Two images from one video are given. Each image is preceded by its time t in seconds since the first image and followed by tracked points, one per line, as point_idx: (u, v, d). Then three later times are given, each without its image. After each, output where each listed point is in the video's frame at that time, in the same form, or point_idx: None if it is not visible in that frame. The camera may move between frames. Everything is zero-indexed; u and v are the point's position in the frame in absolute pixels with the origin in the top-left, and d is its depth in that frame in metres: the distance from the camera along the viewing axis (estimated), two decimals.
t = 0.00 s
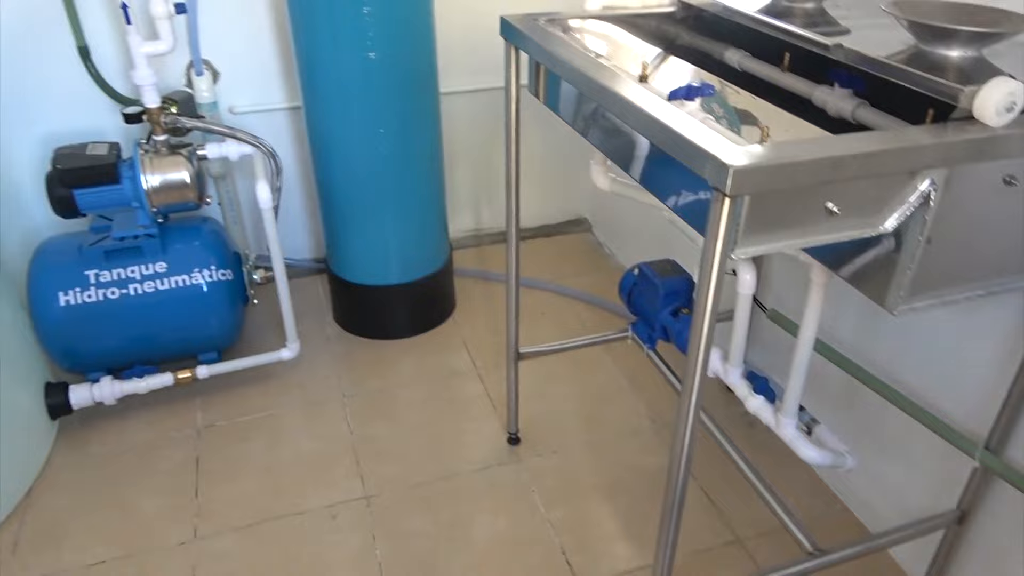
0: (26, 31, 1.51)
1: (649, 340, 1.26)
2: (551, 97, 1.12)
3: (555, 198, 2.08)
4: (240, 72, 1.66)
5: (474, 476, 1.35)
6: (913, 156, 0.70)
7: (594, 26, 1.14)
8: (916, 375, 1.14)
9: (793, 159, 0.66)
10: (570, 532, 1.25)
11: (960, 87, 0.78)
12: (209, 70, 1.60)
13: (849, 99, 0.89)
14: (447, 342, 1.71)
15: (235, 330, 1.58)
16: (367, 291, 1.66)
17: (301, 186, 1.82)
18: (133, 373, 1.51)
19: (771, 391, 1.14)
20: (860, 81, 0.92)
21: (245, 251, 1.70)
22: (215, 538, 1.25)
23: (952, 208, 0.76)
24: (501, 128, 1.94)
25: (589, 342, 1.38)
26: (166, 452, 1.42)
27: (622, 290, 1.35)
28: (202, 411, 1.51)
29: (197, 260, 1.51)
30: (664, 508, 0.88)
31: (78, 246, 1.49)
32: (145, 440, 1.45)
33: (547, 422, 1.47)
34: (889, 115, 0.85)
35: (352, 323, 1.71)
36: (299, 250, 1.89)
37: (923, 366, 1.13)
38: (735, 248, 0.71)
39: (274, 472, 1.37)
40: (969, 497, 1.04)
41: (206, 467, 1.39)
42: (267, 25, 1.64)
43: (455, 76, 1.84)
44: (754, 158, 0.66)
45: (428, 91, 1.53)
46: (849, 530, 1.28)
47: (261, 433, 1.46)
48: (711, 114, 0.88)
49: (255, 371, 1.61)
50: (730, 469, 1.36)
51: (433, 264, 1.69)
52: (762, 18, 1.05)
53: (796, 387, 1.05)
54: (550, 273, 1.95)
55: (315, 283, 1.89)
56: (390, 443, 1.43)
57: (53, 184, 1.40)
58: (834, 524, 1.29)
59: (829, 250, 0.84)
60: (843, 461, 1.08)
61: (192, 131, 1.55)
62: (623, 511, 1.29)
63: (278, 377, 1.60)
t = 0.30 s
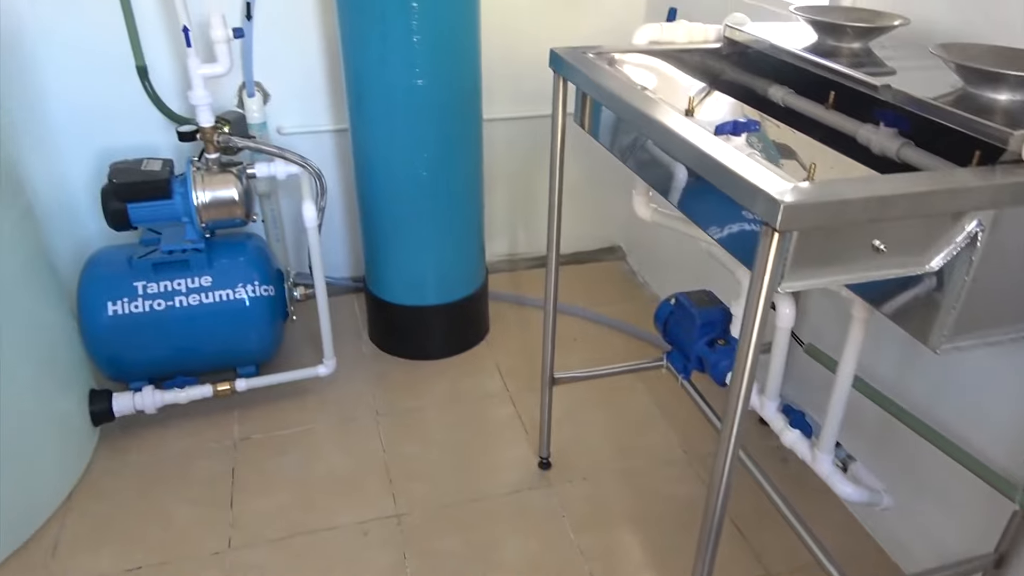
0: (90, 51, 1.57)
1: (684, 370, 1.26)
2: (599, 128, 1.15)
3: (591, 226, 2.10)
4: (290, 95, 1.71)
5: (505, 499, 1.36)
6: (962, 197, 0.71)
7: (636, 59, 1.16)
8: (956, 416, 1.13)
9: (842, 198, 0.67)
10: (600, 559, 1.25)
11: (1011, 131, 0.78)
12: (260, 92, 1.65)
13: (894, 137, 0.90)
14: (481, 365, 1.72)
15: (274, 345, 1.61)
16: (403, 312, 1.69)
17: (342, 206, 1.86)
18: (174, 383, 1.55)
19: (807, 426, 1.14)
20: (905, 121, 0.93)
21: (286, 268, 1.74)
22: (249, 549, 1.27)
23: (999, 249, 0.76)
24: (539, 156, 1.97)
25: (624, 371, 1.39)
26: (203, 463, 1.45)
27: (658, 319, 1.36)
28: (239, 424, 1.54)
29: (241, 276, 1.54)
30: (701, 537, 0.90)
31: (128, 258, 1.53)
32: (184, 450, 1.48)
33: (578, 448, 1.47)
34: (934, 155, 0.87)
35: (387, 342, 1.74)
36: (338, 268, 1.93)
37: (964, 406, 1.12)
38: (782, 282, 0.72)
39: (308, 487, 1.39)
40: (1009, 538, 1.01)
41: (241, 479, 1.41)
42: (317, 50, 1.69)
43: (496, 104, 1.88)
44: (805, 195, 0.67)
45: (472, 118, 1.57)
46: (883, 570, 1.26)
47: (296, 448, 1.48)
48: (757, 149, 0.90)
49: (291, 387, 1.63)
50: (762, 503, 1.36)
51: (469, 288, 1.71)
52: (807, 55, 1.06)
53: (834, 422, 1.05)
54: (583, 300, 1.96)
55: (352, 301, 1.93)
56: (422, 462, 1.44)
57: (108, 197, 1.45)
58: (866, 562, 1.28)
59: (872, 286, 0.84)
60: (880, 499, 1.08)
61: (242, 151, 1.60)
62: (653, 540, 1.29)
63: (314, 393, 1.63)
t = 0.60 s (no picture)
0: (137, 70, 1.62)
1: (712, 396, 1.27)
2: (637, 157, 1.16)
3: (618, 251, 2.12)
4: (327, 115, 1.75)
5: (529, 520, 1.37)
6: (1000, 235, 0.72)
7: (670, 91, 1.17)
8: (988, 452, 1.12)
9: (881, 232, 0.68)
10: None
11: None
12: (298, 112, 1.70)
13: (929, 172, 0.91)
14: (507, 386, 1.74)
15: (303, 360, 1.64)
16: (432, 331, 1.71)
17: (374, 225, 1.89)
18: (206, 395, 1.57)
19: (836, 457, 1.13)
20: (940, 155, 0.94)
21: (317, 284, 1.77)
22: (275, 562, 1.29)
23: None
24: (568, 180, 1.99)
25: (651, 396, 1.39)
26: (232, 475, 1.47)
27: (686, 345, 1.37)
28: (268, 437, 1.57)
29: (275, 291, 1.57)
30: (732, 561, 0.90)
31: (165, 271, 1.57)
32: (213, 461, 1.51)
33: (602, 472, 1.48)
34: (968, 190, 0.87)
35: (414, 360, 1.76)
36: (368, 286, 1.96)
37: (996, 442, 1.11)
38: (819, 312, 0.73)
39: (334, 502, 1.40)
40: None
41: (269, 492, 1.43)
42: (355, 73, 1.72)
43: (528, 129, 1.91)
44: (843, 228, 0.68)
45: (505, 142, 1.59)
46: None
47: (323, 462, 1.50)
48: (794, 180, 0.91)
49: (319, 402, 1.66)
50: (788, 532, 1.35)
51: (497, 310, 1.73)
52: (841, 88, 1.07)
53: (864, 452, 1.05)
54: (609, 324, 1.97)
55: (380, 319, 1.95)
56: (447, 481, 1.46)
57: (150, 212, 1.49)
58: None
59: (905, 318, 0.84)
60: (909, 533, 1.08)
61: (281, 169, 1.64)
62: (677, 567, 1.28)
63: (341, 409, 1.65)
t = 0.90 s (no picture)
0: (181, 95, 1.67)
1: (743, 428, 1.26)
2: (670, 189, 1.17)
3: (646, 279, 2.12)
4: (363, 141, 1.79)
5: (556, 548, 1.37)
6: None
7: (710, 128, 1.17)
8: None
9: (919, 272, 0.69)
10: None
11: None
12: (334, 138, 1.73)
13: (966, 210, 0.91)
14: (534, 412, 1.74)
15: (334, 382, 1.66)
16: (461, 356, 1.72)
17: (405, 249, 1.92)
18: (239, 415, 1.60)
19: (869, 493, 1.12)
20: (977, 194, 0.94)
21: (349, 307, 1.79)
22: None
23: None
24: (598, 207, 2.00)
25: (681, 427, 1.39)
26: (262, 494, 1.49)
27: (717, 376, 1.36)
28: (298, 458, 1.58)
29: (308, 314, 1.60)
30: None
31: (202, 292, 1.60)
32: (244, 481, 1.53)
33: (629, 501, 1.47)
34: (1006, 229, 0.87)
35: (443, 385, 1.77)
36: (398, 309, 1.99)
37: None
38: (856, 351, 0.74)
39: (362, 525, 1.42)
40: None
41: (298, 513, 1.45)
42: (391, 100, 1.76)
43: (559, 157, 1.93)
44: (883, 269, 0.68)
45: (538, 170, 1.61)
46: None
47: (352, 485, 1.51)
48: (830, 216, 0.91)
49: (349, 424, 1.67)
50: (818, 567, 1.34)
51: (526, 336, 1.74)
52: (876, 125, 1.07)
53: (899, 489, 1.04)
54: (637, 351, 1.97)
55: (409, 342, 1.97)
56: (474, 507, 1.46)
57: (190, 234, 1.53)
58: None
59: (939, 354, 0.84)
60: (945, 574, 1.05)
61: (317, 194, 1.67)
62: None
63: (370, 431, 1.66)
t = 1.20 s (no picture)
0: (217, 121, 1.71)
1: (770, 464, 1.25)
2: (699, 224, 1.18)
3: (671, 308, 2.12)
4: (393, 168, 1.81)
5: None
6: None
7: (752, 163, 1.18)
8: None
9: (954, 318, 0.68)
10: None
11: None
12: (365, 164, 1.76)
13: (999, 250, 0.90)
14: (557, 440, 1.74)
15: (359, 406, 1.67)
16: (485, 383, 1.72)
17: (432, 275, 1.94)
18: (265, 437, 1.62)
19: (899, 534, 1.11)
20: (1010, 234, 0.94)
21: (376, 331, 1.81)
22: None
23: None
24: (623, 236, 2.01)
25: (707, 460, 1.38)
26: (287, 518, 1.50)
27: (743, 410, 1.35)
28: (322, 482, 1.59)
29: (336, 337, 1.61)
30: None
31: (233, 314, 1.63)
32: (268, 503, 1.54)
33: (653, 534, 1.46)
34: None
35: (467, 411, 1.78)
36: (423, 333, 2.00)
37: None
38: (890, 395, 0.73)
39: (384, 551, 1.42)
40: None
41: (321, 537, 1.45)
42: (421, 128, 1.78)
43: (586, 186, 1.94)
44: (917, 314, 0.68)
45: (565, 200, 1.62)
46: None
47: (375, 510, 1.52)
48: (862, 255, 0.91)
49: (373, 448, 1.68)
50: None
51: (551, 364, 1.74)
52: (908, 163, 1.07)
53: (930, 528, 1.02)
54: (661, 381, 1.97)
55: (434, 367, 1.98)
56: (497, 535, 1.46)
57: (223, 257, 1.55)
58: None
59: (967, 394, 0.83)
60: None
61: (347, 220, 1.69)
62: None
63: (394, 456, 1.67)
